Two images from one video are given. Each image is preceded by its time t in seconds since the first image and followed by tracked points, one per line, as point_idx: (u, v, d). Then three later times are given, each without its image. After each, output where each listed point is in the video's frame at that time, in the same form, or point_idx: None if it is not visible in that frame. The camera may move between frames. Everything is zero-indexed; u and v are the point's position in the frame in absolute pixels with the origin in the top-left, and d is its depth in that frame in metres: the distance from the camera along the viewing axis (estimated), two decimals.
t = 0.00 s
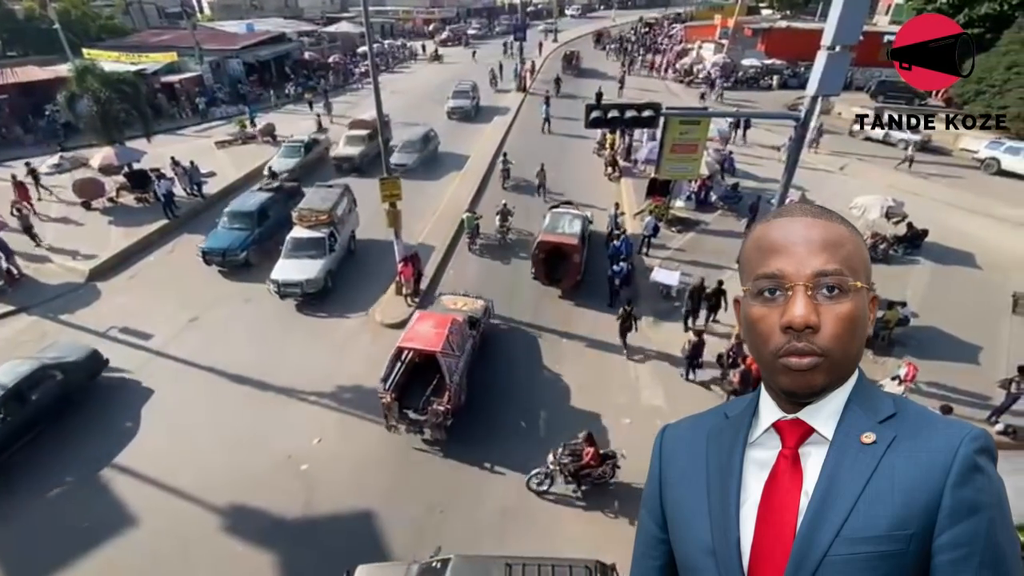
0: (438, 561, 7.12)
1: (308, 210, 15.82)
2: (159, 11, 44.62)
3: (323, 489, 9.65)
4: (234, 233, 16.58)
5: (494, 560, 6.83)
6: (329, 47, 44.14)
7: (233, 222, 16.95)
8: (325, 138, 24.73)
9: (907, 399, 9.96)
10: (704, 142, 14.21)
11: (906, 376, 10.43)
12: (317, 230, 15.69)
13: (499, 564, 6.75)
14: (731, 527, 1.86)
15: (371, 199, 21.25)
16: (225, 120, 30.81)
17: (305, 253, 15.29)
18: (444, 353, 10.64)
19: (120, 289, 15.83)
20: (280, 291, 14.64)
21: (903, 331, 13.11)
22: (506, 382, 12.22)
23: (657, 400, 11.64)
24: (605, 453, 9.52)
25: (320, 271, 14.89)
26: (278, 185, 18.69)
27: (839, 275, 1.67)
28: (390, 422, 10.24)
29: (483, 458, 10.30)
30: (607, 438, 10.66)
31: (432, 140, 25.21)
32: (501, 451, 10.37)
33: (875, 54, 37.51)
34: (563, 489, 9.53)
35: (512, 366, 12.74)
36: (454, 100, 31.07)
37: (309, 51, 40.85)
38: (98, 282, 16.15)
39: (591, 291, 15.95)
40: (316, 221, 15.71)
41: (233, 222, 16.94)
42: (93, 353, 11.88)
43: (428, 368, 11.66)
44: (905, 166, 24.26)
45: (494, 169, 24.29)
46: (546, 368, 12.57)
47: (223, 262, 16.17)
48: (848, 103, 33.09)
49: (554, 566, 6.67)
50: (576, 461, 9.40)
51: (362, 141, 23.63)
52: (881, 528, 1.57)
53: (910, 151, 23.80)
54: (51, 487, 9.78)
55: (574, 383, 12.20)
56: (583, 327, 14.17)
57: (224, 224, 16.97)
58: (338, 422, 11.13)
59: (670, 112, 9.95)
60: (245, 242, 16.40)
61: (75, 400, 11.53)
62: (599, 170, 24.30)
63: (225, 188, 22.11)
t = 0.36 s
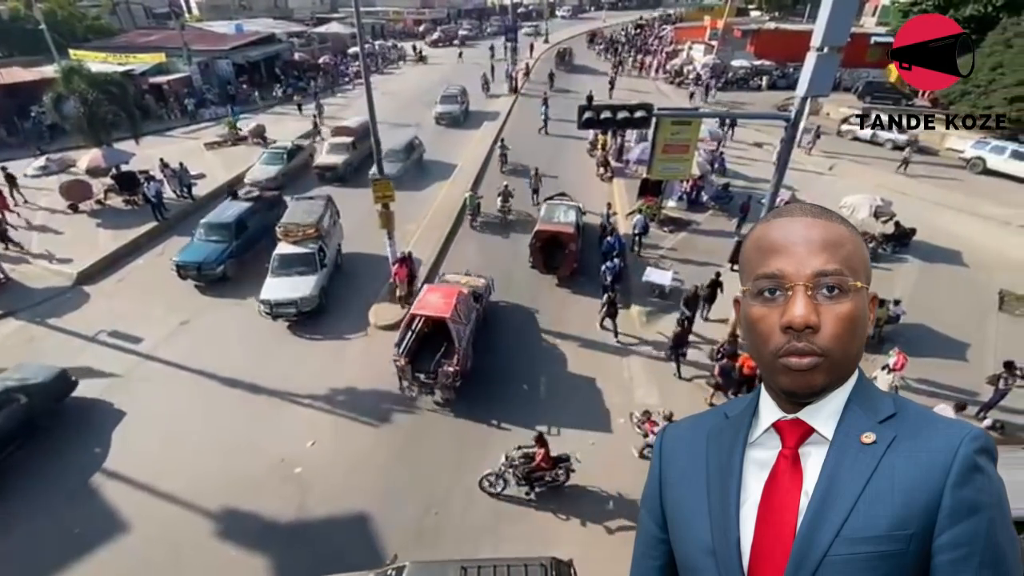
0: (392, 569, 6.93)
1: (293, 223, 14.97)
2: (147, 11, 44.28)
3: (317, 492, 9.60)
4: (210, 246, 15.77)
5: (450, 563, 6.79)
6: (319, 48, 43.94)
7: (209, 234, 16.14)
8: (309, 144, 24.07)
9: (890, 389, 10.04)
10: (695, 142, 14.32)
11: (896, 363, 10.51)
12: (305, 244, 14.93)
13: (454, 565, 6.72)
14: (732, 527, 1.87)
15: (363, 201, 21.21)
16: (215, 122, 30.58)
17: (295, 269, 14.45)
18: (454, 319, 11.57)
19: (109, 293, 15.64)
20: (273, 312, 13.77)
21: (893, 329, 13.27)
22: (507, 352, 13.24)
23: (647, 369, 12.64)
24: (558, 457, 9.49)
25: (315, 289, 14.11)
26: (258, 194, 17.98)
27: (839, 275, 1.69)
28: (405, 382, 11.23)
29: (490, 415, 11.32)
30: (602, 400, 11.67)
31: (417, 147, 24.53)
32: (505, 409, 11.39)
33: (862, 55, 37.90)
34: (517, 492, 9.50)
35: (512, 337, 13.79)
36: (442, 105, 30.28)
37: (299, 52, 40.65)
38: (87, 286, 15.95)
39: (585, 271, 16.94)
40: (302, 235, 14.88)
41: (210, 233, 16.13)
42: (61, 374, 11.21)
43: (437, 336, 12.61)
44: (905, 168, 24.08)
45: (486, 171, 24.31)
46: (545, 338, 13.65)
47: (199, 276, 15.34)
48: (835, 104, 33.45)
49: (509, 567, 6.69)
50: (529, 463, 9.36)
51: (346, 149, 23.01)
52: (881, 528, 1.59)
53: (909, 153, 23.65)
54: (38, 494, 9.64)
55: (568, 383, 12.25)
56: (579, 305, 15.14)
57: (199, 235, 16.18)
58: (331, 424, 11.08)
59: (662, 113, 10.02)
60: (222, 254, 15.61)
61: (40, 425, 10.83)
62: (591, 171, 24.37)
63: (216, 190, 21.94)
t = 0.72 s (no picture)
0: None
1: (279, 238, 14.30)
2: (132, 12, 43.79)
3: (310, 496, 9.54)
4: (186, 259, 15.13)
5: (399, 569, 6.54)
6: (308, 49, 43.68)
7: (186, 247, 15.53)
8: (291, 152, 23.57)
9: (874, 378, 10.21)
10: (685, 143, 14.40)
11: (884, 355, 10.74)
12: (298, 259, 14.25)
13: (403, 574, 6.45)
14: (731, 528, 1.89)
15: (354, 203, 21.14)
16: (203, 123, 30.32)
17: (288, 287, 13.76)
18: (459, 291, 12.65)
19: (95, 298, 15.43)
20: (271, 334, 12.99)
21: (880, 326, 13.45)
22: (505, 324, 14.33)
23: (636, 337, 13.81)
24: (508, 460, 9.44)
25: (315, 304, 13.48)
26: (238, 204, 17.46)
27: (839, 275, 1.71)
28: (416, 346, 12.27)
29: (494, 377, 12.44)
30: (595, 365, 12.80)
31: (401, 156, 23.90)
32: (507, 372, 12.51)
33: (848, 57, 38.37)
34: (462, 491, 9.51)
35: (511, 310, 14.91)
36: (428, 111, 29.44)
37: (288, 54, 40.40)
38: (73, 291, 15.73)
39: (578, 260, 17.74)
40: (292, 250, 14.23)
41: (186, 246, 15.52)
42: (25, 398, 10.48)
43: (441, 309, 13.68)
44: (900, 169, 24.10)
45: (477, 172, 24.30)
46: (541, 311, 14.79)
47: (173, 291, 14.68)
48: (822, 105, 33.84)
49: (455, 571, 6.44)
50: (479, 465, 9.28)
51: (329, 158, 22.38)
52: (881, 528, 1.61)
53: (905, 156, 23.64)
54: (23, 504, 9.49)
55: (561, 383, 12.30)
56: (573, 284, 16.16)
57: (175, 247, 15.56)
58: (324, 427, 11.02)
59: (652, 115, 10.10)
60: (198, 268, 14.97)
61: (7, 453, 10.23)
62: (582, 172, 24.43)
63: (205, 192, 21.76)
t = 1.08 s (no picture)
0: None
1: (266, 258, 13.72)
2: (117, 13, 43.28)
3: (303, 501, 9.48)
4: (161, 274, 14.38)
5: None
6: (297, 51, 43.45)
7: (160, 261, 14.76)
8: (271, 160, 22.85)
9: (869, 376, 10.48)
10: (675, 144, 14.52)
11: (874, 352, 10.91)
12: (294, 276, 13.63)
13: None
14: (732, 528, 1.91)
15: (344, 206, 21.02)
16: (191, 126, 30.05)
17: (287, 306, 13.10)
18: (462, 265, 13.87)
19: (82, 303, 15.22)
20: (281, 356, 12.29)
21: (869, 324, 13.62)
22: (502, 298, 15.48)
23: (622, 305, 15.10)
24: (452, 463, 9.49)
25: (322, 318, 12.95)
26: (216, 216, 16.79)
27: (839, 275, 1.73)
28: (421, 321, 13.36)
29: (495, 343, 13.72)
30: (586, 332, 14.02)
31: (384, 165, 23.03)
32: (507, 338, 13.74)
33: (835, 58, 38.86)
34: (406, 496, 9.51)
35: (507, 285, 16.13)
36: (415, 118, 28.63)
37: (276, 56, 40.14)
38: (58, 296, 15.50)
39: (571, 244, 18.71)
40: (284, 268, 13.64)
41: (160, 260, 14.75)
42: None
43: (444, 284, 14.88)
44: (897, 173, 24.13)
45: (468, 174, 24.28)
46: (535, 285, 15.99)
47: (147, 308, 13.93)
48: (809, 106, 34.23)
49: None
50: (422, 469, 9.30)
51: (311, 167, 21.75)
52: (880, 528, 1.63)
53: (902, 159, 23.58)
54: (10, 514, 9.34)
55: (555, 384, 12.31)
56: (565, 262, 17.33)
57: (148, 261, 14.80)
58: (317, 432, 10.95)
59: (642, 116, 10.17)
60: (174, 283, 14.24)
61: None
62: (573, 173, 24.49)
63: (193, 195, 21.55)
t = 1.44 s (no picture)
0: None
1: (267, 274, 13.15)
2: (104, 14, 42.83)
3: (296, 507, 9.41)
4: (134, 291, 13.75)
5: None
6: (286, 53, 43.22)
7: (133, 277, 14.16)
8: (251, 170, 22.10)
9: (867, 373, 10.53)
10: (665, 145, 14.62)
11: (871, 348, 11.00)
12: (297, 291, 13.16)
13: None
14: (732, 528, 1.92)
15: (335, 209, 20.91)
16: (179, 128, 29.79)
17: (297, 322, 12.63)
18: (462, 242, 15.25)
19: (69, 308, 15.02)
20: (299, 374, 11.77)
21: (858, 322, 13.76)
22: (497, 276, 16.72)
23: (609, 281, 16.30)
24: (388, 470, 9.37)
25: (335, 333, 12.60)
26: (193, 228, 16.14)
27: (838, 275, 1.75)
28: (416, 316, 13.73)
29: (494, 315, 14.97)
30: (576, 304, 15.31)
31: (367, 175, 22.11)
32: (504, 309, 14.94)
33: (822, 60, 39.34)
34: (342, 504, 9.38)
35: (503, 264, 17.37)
36: (400, 125, 27.65)
37: (265, 58, 39.92)
38: (45, 302, 15.29)
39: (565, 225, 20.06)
40: (287, 283, 13.14)
41: (132, 276, 14.16)
42: None
43: (444, 263, 16.14)
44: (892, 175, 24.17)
45: (460, 175, 24.30)
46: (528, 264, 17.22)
47: (118, 327, 13.29)
48: (797, 107, 34.58)
49: None
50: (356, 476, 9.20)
51: (295, 176, 21.16)
52: (881, 528, 1.65)
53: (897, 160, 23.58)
54: None
55: (548, 386, 12.31)
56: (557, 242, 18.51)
57: (120, 278, 14.18)
58: (309, 436, 10.88)
59: (632, 117, 10.23)
60: (146, 300, 13.60)
61: None
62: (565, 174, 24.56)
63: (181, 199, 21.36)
